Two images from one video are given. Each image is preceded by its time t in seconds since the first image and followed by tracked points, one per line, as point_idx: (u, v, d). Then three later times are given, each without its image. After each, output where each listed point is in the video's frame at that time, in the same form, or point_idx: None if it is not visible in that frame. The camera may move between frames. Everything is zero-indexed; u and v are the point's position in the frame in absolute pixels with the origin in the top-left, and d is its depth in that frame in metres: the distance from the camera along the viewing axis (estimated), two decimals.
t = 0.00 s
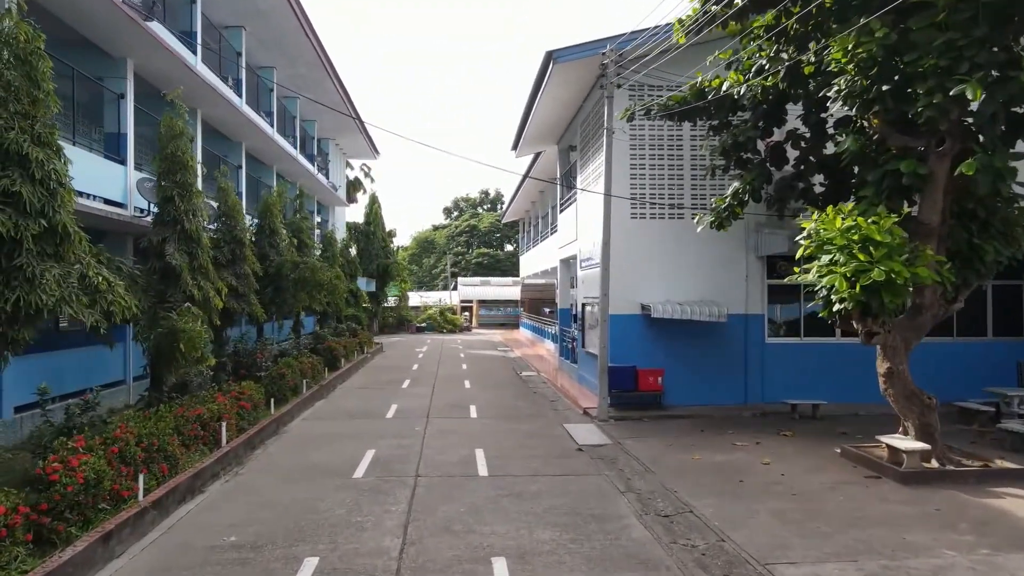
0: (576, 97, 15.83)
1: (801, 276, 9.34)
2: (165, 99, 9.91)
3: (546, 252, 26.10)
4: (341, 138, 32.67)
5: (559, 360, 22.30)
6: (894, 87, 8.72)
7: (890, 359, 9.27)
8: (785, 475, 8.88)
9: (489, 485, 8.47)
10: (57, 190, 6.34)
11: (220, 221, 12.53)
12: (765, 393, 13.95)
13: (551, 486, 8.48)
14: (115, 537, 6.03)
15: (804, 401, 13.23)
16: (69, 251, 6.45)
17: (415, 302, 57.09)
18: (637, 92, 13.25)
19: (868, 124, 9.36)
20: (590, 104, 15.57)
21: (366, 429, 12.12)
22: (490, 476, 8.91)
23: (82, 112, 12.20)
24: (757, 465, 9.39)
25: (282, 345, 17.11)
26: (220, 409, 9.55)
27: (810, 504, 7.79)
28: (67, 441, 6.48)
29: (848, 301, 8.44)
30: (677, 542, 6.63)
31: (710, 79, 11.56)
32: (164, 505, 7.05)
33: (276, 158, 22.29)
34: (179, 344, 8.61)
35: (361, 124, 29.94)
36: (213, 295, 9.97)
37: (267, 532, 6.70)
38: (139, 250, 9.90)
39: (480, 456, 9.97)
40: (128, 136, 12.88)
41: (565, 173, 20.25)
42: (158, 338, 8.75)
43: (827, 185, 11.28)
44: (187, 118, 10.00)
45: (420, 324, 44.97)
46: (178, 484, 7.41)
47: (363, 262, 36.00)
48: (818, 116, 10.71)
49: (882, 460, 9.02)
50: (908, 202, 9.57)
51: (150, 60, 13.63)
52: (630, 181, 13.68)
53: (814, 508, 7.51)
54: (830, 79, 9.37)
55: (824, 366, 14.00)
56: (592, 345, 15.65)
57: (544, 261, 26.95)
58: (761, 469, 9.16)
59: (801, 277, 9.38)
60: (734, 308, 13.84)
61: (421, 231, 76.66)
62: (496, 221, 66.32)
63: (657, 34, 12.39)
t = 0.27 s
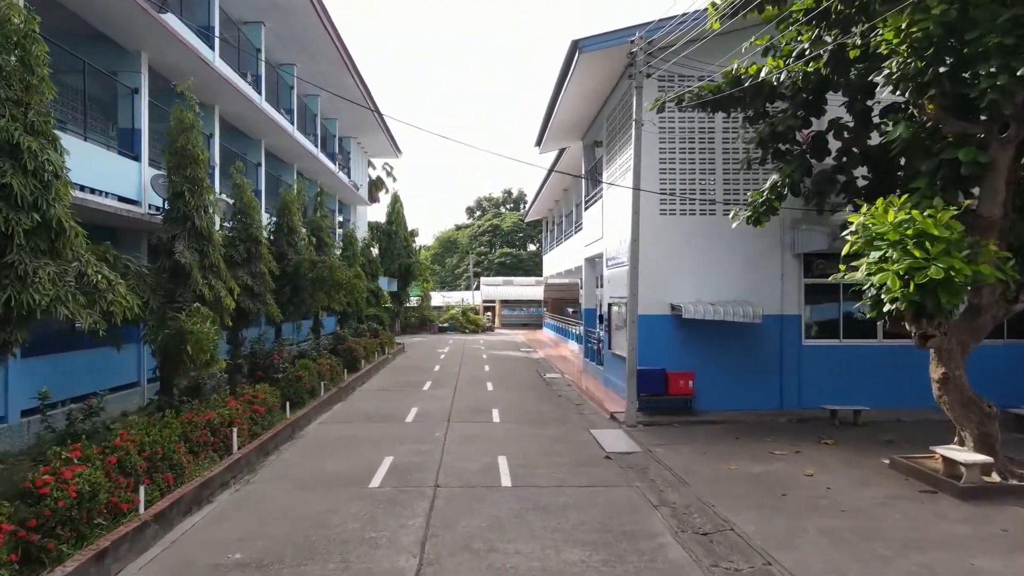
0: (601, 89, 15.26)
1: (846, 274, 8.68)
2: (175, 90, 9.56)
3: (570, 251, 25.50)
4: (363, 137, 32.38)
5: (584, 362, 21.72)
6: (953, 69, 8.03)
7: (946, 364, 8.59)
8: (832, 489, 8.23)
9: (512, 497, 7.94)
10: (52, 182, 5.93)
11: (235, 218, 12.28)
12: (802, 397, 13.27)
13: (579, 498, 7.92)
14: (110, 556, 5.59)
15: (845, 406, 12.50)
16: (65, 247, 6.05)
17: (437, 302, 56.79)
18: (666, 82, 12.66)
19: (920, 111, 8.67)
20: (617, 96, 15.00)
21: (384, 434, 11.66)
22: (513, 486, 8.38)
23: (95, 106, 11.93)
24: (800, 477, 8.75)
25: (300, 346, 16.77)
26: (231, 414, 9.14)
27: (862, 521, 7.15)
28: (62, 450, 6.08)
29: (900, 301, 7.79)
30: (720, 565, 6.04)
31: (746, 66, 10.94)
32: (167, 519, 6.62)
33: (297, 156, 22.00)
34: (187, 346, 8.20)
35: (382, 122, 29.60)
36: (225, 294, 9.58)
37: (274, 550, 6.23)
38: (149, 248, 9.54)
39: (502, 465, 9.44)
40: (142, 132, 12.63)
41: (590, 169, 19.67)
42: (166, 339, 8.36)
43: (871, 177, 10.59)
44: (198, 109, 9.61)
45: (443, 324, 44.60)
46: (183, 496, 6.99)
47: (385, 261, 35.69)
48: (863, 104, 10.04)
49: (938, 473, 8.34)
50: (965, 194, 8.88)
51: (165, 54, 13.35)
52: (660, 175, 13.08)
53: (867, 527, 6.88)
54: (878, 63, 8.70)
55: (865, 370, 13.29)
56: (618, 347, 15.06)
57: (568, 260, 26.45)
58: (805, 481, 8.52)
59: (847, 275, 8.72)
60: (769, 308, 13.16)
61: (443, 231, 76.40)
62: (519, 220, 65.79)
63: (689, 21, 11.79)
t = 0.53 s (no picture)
0: (616, 80, 14.69)
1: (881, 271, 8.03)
2: (168, 79, 8.96)
3: (583, 250, 24.92)
4: (372, 134, 31.94)
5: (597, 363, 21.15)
6: (1004, 49, 7.40)
7: (992, 369, 7.96)
8: (869, 503, 7.63)
9: (524, 511, 7.39)
10: (22, 171, 5.39)
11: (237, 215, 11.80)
12: (829, 402, 12.63)
13: (596, 513, 7.36)
14: None
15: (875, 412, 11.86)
16: (39, 242, 5.56)
17: (448, 302, 56.35)
18: (686, 71, 12.07)
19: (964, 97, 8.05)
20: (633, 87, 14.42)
21: (390, 440, 11.14)
22: (525, 499, 7.83)
23: (89, 98, 11.64)
24: (833, 490, 8.15)
25: (306, 348, 16.30)
26: (226, 421, 8.63)
27: (907, 541, 6.54)
28: (34, 464, 5.58)
29: (943, 301, 7.19)
30: None
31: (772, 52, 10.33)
32: (151, 537, 6.12)
33: (304, 153, 21.56)
34: (177, 350, 7.70)
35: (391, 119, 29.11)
36: (222, 293, 9.09)
37: (264, 572, 5.71)
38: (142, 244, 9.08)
39: (513, 475, 8.89)
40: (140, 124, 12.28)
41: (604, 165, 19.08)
42: (156, 341, 7.86)
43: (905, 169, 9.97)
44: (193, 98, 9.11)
45: (453, 324, 44.12)
46: (169, 510, 6.49)
47: (395, 261, 35.24)
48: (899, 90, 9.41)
49: (984, 487, 7.71)
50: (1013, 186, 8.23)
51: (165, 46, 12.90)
52: (678, 169, 12.49)
53: (913, 548, 6.28)
54: (919, 45, 8.09)
55: (895, 373, 12.64)
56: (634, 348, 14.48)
57: (580, 259, 25.89)
58: (838, 495, 7.92)
59: (882, 273, 8.07)
60: (793, 309, 12.55)
61: (454, 230, 75.94)
62: (530, 220, 65.21)
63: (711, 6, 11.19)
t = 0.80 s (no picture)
0: (622, 72, 14.13)
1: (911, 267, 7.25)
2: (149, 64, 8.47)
3: (586, 249, 24.36)
4: (371, 132, 31.39)
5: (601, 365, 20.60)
6: None
7: None
8: (900, 519, 7.05)
9: (528, 529, 6.81)
10: None
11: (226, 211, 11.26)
12: (846, 407, 12.06)
13: (606, 531, 6.78)
14: None
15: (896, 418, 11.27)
16: None
17: (448, 302, 55.82)
18: (697, 60, 11.51)
19: (999, 82, 7.47)
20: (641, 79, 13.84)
21: (386, 447, 10.57)
22: (528, 515, 7.26)
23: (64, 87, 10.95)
24: (859, 503, 7.56)
25: (301, 350, 15.75)
26: (209, 429, 8.07)
27: (948, 564, 5.96)
28: None
29: (982, 302, 6.55)
30: None
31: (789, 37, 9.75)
32: (117, 561, 5.55)
33: (300, 149, 21.01)
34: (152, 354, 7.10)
35: (391, 116, 28.56)
36: (205, 293, 8.53)
37: None
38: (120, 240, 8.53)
39: (515, 487, 8.31)
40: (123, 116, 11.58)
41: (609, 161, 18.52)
42: (131, 344, 7.28)
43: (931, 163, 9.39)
44: (175, 85, 8.54)
45: (454, 324, 43.58)
46: (140, 531, 5.93)
47: (394, 260, 34.69)
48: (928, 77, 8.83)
49: None
50: None
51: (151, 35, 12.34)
52: (688, 163, 11.93)
53: (957, 572, 5.69)
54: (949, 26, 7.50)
55: (916, 375, 12.08)
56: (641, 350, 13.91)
57: (583, 258, 25.34)
58: (866, 510, 7.34)
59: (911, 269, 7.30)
60: (808, 309, 11.97)
61: (455, 230, 75.40)
62: (531, 219, 64.61)
63: None
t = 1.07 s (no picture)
0: (627, 62, 13.56)
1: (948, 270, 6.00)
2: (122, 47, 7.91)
3: (589, 248, 23.79)
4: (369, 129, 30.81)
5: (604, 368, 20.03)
6: None
7: None
8: (937, 540, 6.47)
9: (531, 550, 6.23)
10: None
11: (212, 206, 10.71)
12: (863, 413, 11.48)
13: (616, 552, 6.20)
14: None
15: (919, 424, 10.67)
16: None
17: (448, 302, 55.25)
18: (707, 48, 10.94)
19: None
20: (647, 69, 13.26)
21: (379, 456, 10.00)
22: (532, 534, 6.68)
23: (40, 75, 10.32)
24: (889, 522, 6.99)
25: (294, 352, 15.18)
26: (186, 440, 7.46)
27: None
28: None
29: None
30: None
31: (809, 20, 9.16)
32: None
33: (294, 145, 20.44)
34: (120, 360, 6.50)
35: (389, 112, 27.97)
36: (184, 292, 7.95)
37: None
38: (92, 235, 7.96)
39: (517, 501, 7.74)
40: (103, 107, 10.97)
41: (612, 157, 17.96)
42: (103, 345, 6.59)
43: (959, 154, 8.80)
44: (153, 69, 7.96)
45: (453, 324, 43.00)
46: (102, 556, 5.34)
47: (392, 259, 34.11)
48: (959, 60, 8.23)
49: None
50: None
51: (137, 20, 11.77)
52: (699, 156, 11.35)
53: None
54: (986, 3, 6.90)
55: (938, 380, 11.50)
56: (647, 352, 13.33)
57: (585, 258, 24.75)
58: (898, 529, 6.76)
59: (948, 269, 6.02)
60: (824, 310, 11.38)
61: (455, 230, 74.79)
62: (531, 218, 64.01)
63: None
